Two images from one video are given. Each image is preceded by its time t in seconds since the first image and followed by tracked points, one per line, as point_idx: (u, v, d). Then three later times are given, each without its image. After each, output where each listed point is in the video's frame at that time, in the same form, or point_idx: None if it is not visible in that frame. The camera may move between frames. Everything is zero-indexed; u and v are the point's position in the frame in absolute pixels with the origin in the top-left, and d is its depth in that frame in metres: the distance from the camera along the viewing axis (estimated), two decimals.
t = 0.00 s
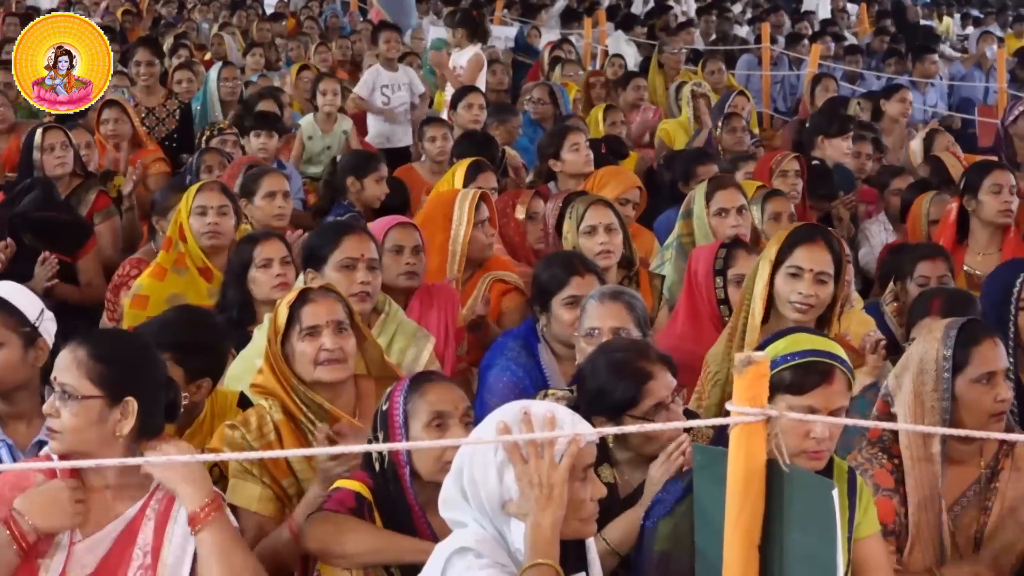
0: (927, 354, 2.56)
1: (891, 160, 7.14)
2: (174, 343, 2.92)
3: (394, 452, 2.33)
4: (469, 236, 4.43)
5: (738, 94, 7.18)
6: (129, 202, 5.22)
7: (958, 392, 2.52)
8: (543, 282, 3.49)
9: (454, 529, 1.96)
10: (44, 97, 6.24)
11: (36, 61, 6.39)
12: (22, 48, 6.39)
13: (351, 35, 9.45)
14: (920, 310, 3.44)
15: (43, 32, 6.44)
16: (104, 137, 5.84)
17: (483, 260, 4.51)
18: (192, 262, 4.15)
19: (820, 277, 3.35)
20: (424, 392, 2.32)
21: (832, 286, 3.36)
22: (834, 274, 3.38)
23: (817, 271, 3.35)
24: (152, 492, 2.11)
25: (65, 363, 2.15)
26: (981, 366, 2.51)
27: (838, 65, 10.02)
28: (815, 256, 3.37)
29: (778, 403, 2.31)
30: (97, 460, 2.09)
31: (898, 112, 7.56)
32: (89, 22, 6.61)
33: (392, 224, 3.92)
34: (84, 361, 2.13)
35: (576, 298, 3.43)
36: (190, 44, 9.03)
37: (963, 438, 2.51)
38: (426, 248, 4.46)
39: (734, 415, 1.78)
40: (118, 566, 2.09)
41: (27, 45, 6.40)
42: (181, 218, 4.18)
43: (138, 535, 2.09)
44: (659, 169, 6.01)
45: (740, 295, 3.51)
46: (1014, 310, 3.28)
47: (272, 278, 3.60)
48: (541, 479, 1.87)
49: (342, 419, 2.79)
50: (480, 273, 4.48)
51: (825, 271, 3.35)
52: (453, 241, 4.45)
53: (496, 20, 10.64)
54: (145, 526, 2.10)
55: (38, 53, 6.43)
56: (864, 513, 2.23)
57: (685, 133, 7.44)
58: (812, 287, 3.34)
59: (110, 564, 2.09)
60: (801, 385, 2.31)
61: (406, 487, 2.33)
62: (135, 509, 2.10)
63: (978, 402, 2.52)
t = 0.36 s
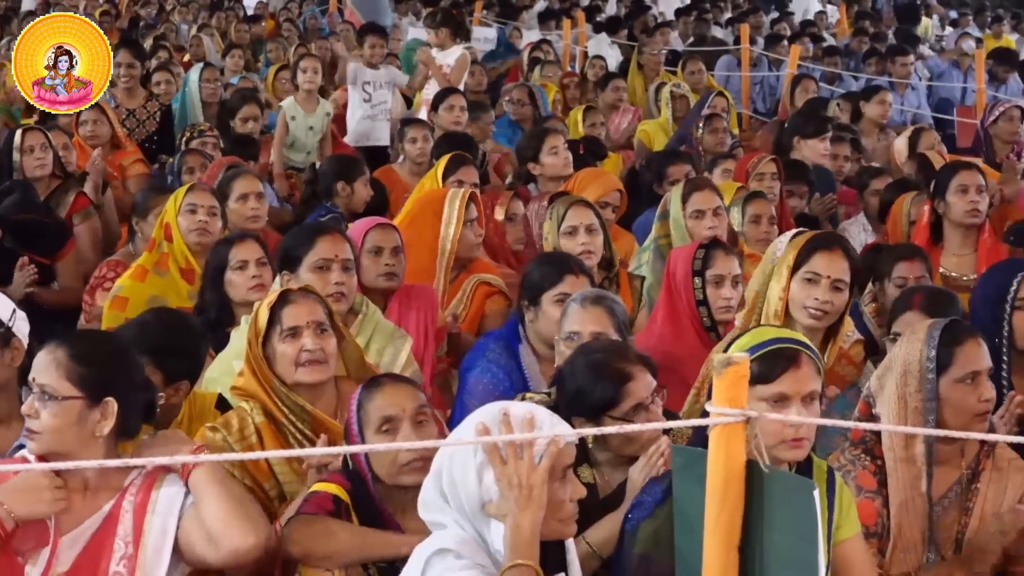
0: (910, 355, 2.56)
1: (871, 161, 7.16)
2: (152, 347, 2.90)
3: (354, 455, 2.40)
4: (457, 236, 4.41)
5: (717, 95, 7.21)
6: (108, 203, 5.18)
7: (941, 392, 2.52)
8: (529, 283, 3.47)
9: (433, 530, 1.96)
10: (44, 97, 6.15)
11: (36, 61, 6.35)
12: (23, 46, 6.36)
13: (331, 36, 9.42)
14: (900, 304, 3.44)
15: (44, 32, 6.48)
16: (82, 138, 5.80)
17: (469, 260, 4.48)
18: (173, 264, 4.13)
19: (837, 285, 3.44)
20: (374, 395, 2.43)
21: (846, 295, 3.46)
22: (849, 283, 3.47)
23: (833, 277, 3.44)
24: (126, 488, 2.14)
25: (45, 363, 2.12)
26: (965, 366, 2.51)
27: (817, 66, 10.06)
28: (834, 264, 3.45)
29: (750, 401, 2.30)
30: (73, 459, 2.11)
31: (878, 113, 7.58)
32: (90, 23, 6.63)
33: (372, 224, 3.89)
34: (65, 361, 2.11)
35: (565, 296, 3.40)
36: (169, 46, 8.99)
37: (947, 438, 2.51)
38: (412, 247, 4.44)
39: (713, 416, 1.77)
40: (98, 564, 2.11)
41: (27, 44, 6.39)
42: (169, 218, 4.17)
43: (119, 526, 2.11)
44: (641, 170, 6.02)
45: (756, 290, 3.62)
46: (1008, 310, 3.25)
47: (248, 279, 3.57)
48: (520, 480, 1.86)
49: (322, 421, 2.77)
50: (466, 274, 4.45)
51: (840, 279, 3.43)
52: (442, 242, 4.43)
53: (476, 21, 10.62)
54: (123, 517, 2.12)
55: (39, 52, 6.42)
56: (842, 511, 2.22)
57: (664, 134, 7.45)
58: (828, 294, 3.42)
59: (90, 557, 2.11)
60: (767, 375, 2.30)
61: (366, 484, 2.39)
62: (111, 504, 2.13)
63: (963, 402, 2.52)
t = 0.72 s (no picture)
0: (897, 354, 2.57)
1: (855, 161, 7.18)
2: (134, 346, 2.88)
3: (332, 457, 2.36)
4: (441, 230, 4.39)
5: (702, 96, 7.22)
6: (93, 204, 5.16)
7: (928, 393, 2.53)
8: (525, 280, 3.46)
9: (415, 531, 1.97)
10: (44, 96, 6.19)
11: (36, 61, 6.47)
12: (22, 47, 6.47)
13: (315, 37, 9.39)
14: (889, 306, 3.43)
15: (44, 32, 6.53)
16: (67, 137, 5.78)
17: (454, 254, 4.47)
18: (160, 264, 4.12)
19: (842, 292, 3.38)
20: (351, 396, 2.43)
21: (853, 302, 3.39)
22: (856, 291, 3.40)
23: (839, 284, 3.38)
24: (106, 488, 2.13)
25: (24, 360, 2.12)
26: (952, 368, 2.52)
27: (801, 66, 10.08)
28: (840, 270, 3.40)
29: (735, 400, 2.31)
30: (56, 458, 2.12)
31: (863, 113, 7.59)
32: (90, 22, 6.60)
33: (356, 225, 3.88)
34: (44, 359, 2.10)
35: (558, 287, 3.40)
36: (153, 46, 8.95)
37: (931, 438, 2.52)
38: (396, 247, 4.43)
39: (698, 415, 1.78)
40: (74, 563, 2.11)
41: (27, 44, 6.49)
42: (155, 218, 4.14)
43: (97, 525, 2.11)
44: (626, 171, 6.02)
45: (768, 291, 3.57)
46: (979, 311, 3.24)
47: (229, 280, 3.56)
48: (499, 480, 1.87)
49: (305, 422, 2.76)
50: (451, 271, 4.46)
51: (846, 285, 3.38)
52: (425, 239, 4.42)
53: (460, 21, 10.60)
54: (101, 517, 2.11)
55: (39, 52, 6.51)
56: (826, 509, 2.23)
57: (649, 134, 7.46)
58: (833, 300, 3.37)
59: (66, 556, 2.11)
60: (752, 377, 2.30)
61: (345, 483, 2.36)
62: (91, 502, 2.13)
63: (950, 403, 2.53)
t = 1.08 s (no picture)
0: (887, 353, 2.56)
1: (841, 161, 7.20)
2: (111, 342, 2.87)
3: (319, 457, 2.36)
4: (425, 223, 4.38)
5: (688, 95, 7.21)
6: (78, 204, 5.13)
7: (919, 391, 2.54)
8: (518, 279, 3.46)
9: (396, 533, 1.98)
10: (44, 97, 5.94)
11: (36, 61, 6.08)
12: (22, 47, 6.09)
13: (300, 38, 9.36)
14: (872, 301, 3.37)
15: (44, 32, 6.16)
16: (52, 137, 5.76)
17: (440, 248, 4.43)
18: (147, 264, 4.10)
19: (835, 291, 3.37)
20: (337, 395, 2.42)
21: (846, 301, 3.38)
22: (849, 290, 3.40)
23: (833, 283, 3.37)
24: (93, 489, 2.14)
25: (29, 369, 2.14)
26: (944, 366, 2.53)
27: (787, 66, 10.10)
28: (834, 269, 3.39)
29: (727, 402, 2.30)
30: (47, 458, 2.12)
31: (848, 113, 7.60)
32: (90, 22, 6.32)
33: (342, 224, 3.88)
34: (53, 368, 2.14)
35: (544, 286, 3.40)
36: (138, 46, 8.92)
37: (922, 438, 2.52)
38: (382, 245, 4.44)
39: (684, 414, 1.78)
40: (63, 564, 2.11)
41: (27, 44, 6.11)
42: (145, 218, 4.12)
43: (85, 527, 2.11)
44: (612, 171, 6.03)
45: (755, 292, 3.56)
46: (949, 313, 3.28)
47: (206, 277, 3.55)
48: (455, 476, 1.87)
49: (294, 421, 2.75)
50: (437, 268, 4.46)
51: (839, 284, 3.37)
52: (409, 233, 4.41)
53: (446, 21, 10.58)
54: (89, 518, 2.12)
55: (38, 52, 6.13)
56: (814, 513, 2.22)
57: (635, 134, 7.46)
58: (826, 299, 3.36)
59: (54, 557, 2.11)
60: (745, 379, 2.31)
61: (332, 484, 2.36)
62: (78, 503, 2.13)
63: (940, 401, 2.54)
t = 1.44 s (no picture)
0: (853, 353, 2.57)
1: (824, 159, 7.21)
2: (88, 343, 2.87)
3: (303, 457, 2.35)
4: (400, 219, 4.38)
5: (670, 94, 7.21)
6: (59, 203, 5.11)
7: (886, 388, 2.54)
8: (501, 278, 3.45)
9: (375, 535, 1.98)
10: (44, 96, 6.06)
11: (36, 61, 6.33)
12: (23, 47, 6.35)
13: (281, 37, 9.33)
14: (861, 300, 3.36)
15: (45, 33, 6.46)
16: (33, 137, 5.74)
17: (419, 243, 4.45)
18: (129, 264, 4.07)
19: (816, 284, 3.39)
20: (322, 394, 2.41)
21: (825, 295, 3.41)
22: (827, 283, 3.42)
23: (813, 277, 3.39)
24: (74, 488, 2.16)
25: (36, 375, 2.21)
26: (908, 364, 2.53)
27: (769, 65, 10.12)
28: (813, 263, 3.40)
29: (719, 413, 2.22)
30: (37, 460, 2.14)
31: (830, 112, 7.62)
32: (89, 22, 6.57)
33: (325, 223, 3.87)
34: (61, 369, 2.23)
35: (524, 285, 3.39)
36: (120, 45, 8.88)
37: (891, 435, 2.53)
38: (361, 245, 4.42)
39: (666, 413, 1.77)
40: (49, 565, 2.13)
41: (27, 44, 6.38)
42: (125, 219, 4.10)
43: (68, 527, 2.14)
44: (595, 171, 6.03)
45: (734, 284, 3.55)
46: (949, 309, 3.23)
47: (182, 278, 3.53)
48: (418, 479, 1.87)
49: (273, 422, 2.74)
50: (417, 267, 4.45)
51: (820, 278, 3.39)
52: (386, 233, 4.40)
53: (428, 20, 10.57)
54: (73, 518, 2.14)
55: (39, 52, 6.41)
56: (793, 513, 2.23)
57: (617, 133, 7.48)
58: (808, 294, 3.37)
59: (40, 558, 2.13)
60: (745, 397, 2.22)
61: (318, 487, 2.35)
62: (60, 503, 2.15)
63: (908, 398, 2.54)
